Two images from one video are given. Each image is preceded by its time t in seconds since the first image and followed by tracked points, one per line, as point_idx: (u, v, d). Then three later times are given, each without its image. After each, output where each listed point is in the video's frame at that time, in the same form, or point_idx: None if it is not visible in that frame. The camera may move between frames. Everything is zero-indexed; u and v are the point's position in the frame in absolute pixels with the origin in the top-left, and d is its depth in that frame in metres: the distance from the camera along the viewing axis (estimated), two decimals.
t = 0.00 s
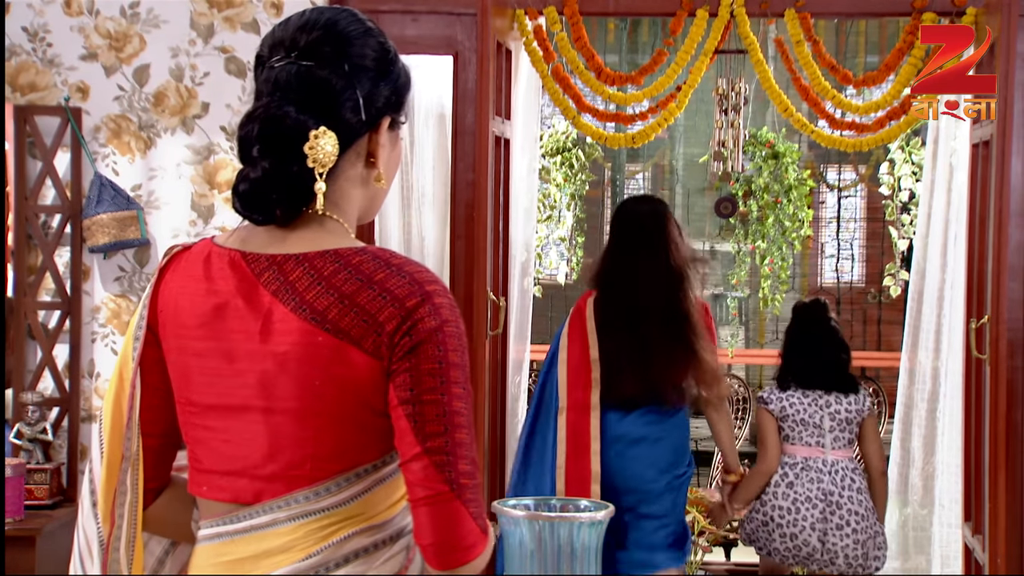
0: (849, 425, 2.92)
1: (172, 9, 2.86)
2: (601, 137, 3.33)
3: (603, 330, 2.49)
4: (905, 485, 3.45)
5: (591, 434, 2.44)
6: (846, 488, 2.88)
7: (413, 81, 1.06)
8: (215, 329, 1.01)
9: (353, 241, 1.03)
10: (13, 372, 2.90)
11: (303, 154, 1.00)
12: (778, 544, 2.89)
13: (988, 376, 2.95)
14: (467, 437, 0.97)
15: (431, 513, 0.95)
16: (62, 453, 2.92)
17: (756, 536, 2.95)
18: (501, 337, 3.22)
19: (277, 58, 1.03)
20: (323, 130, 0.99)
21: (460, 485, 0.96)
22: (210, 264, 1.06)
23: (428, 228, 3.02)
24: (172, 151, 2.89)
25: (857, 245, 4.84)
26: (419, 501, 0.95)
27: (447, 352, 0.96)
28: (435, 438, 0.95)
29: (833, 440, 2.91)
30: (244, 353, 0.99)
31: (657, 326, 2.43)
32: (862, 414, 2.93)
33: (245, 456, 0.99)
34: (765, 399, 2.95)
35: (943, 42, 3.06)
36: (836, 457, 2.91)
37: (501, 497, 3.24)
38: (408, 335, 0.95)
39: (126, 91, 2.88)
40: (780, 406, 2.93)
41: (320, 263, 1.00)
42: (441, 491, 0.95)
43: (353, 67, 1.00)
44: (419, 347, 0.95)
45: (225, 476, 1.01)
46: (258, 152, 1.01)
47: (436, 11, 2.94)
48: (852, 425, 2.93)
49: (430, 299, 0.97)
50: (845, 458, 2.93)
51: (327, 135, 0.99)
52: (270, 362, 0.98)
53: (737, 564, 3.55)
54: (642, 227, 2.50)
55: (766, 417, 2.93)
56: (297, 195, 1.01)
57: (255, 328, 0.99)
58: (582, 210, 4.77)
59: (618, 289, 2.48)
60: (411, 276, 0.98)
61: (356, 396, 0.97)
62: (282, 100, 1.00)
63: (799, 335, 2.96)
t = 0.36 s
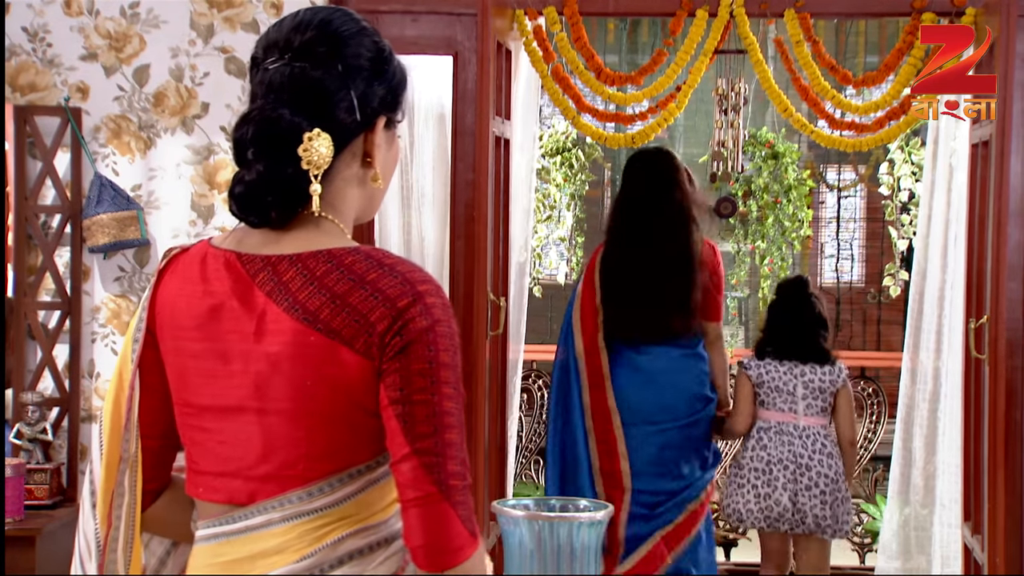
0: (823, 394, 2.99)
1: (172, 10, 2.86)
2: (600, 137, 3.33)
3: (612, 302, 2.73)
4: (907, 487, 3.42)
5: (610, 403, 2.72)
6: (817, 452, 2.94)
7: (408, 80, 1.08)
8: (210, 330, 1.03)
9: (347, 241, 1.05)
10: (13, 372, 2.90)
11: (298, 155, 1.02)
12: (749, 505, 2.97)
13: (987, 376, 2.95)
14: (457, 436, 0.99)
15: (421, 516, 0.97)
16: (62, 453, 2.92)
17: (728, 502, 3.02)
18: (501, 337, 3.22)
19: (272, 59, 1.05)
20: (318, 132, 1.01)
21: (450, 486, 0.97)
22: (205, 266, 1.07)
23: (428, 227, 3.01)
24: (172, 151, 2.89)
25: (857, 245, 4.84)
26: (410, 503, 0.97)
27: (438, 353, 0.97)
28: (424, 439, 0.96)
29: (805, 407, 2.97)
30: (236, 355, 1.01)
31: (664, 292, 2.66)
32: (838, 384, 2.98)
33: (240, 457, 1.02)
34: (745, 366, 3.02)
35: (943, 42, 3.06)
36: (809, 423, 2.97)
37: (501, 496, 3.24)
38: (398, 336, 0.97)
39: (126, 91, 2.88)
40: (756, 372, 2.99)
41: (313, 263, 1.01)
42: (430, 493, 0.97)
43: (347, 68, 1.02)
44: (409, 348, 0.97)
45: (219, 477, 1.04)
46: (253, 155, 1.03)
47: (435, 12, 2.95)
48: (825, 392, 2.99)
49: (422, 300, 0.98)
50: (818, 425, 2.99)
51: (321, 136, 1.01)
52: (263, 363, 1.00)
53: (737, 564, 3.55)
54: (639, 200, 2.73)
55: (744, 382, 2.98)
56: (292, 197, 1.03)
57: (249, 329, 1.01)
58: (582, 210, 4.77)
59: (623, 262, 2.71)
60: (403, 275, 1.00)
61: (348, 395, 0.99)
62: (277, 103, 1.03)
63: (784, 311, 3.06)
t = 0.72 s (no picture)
0: (834, 381, 2.87)
1: (172, 10, 2.87)
2: (600, 137, 3.33)
3: (648, 311, 2.74)
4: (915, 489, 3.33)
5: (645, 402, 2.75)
6: (823, 435, 2.85)
7: (399, 81, 1.10)
8: (203, 327, 1.06)
9: (340, 240, 1.08)
10: (13, 372, 2.90)
11: (288, 155, 1.04)
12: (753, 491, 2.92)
13: (986, 375, 2.96)
14: (455, 441, 1.03)
15: (416, 521, 1.01)
16: (62, 453, 2.92)
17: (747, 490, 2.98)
18: (501, 336, 3.22)
19: (263, 59, 1.07)
20: (309, 130, 1.04)
21: (447, 491, 1.02)
22: (198, 264, 1.10)
23: (428, 228, 3.02)
24: (172, 151, 2.89)
25: (857, 245, 4.83)
26: (404, 508, 1.01)
27: (435, 358, 1.01)
28: (423, 445, 1.00)
29: (813, 393, 2.87)
30: (228, 350, 1.04)
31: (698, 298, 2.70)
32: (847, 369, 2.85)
33: (233, 453, 1.05)
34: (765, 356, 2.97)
35: (943, 42, 3.07)
36: (818, 409, 2.88)
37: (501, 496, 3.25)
38: (393, 338, 1.00)
39: (126, 91, 2.88)
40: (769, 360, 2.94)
41: (306, 260, 1.04)
42: (426, 499, 1.01)
43: (336, 69, 1.04)
44: (406, 352, 1.00)
45: (212, 475, 1.07)
46: (244, 153, 1.05)
47: (435, 12, 2.94)
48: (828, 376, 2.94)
49: (419, 304, 1.01)
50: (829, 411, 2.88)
51: (311, 136, 1.04)
52: (257, 360, 1.02)
53: (738, 563, 3.55)
54: (672, 210, 2.76)
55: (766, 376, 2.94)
56: (284, 195, 1.06)
57: (241, 325, 1.04)
58: (582, 210, 4.75)
59: (657, 270, 2.74)
60: (397, 276, 1.03)
61: (344, 395, 1.02)
62: (268, 101, 1.05)
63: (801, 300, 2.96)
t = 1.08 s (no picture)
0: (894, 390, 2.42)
1: (172, 10, 2.87)
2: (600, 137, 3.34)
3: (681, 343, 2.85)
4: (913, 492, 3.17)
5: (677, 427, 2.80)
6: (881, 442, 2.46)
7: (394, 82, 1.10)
8: (197, 322, 1.05)
9: (332, 236, 1.07)
10: (13, 372, 2.90)
11: (279, 153, 1.04)
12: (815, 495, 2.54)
13: (987, 375, 2.98)
14: (433, 432, 1.00)
15: (394, 511, 0.98)
16: (61, 454, 2.91)
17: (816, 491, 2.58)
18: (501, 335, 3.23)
19: (257, 57, 1.07)
20: (301, 129, 1.03)
21: (417, 479, 0.98)
22: (192, 260, 1.09)
23: (428, 228, 3.00)
24: (172, 151, 2.89)
25: (856, 245, 4.79)
26: (383, 497, 0.98)
27: (417, 347, 0.98)
28: (395, 431, 0.98)
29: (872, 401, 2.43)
30: (221, 346, 1.03)
31: (729, 335, 2.81)
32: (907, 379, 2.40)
33: (223, 450, 1.05)
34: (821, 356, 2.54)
35: (942, 43, 3.07)
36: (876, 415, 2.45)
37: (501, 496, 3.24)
38: (379, 328, 0.99)
39: (126, 92, 2.88)
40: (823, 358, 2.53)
41: (298, 257, 1.04)
42: (401, 486, 0.97)
43: (328, 69, 1.04)
44: (389, 340, 0.98)
45: (207, 471, 1.07)
46: (236, 152, 1.05)
47: (435, 12, 2.95)
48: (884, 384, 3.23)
49: (408, 295, 1.00)
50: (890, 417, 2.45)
51: (303, 135, 1.03)
52: (248, 355, 1.02)
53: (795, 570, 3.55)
54: (704, 246, 2.87)
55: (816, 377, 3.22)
56: (275, 191, 1.06)
57: (234, 321, 1.03)
58: (582, 210, 4.78)
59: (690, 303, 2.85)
60: (388, 270, 1.01)
61: (332, 388, 1.01)
62: (260, 100, 1.05)
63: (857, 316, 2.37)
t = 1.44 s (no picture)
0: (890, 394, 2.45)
1: (173, 10, 2.87)
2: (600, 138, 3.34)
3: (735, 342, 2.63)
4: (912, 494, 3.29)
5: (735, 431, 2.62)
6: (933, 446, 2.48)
7: (386, 81, 1.08)
8: (184, 324, 1.06)
9: (318, 238, 1.07)
10: (14, 372, 2.90)
11: (265, 155, 1.04)
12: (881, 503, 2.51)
13: (986, 375, 2.99)
14: (427, 436, 1.01)
15: (385, 517, 1.00)
16: (62, 453, 2.91)
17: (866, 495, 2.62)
18: (501, 335, 3.22)
19: (247, 58, 1.07)
20: (284, 132, 1.03)
21: (417, 487, 1.01)
22: (181, 262, 1.10)
23: (428, 228, 3.02)
24: (172, 152, 2.89)
25: (856, 245, 4.82)
26: (376, 504, 1.00)
27: (406, 354, 0.99)
28: (393, 441, 0.99)
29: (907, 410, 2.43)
30: (203, 348, 1.05)
31: (775, 334, 2.56)
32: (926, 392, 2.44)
33: (210, 450, 1.05)
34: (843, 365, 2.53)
35: (943, 43, 3.08)
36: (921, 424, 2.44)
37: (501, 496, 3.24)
38: (366, 334, 0.99)
39: (127, 92, 2.88)
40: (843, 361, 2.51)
41: (284, 259, 1.04)
42: (396, 494, 1.00)
43: (314, 70, 1.04)
44: (379, 348, 0.99)
45: (194, 471, 1.08)
46: (221, 153, 1.06)
47: (435, 12, 2.95)
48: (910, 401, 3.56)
49: (395, 299, 1.00)
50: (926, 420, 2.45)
51: (288, 137, 1.03)
52: (234, 356, 1.03)
53: None
54: (773, 236, 2.59)
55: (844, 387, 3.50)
56: (260, 195, 1.06)
57: (220, 323, 1.04)
58: (582, 210, 4.78)
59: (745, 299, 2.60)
60: (371, 271, 1.02)
61: (317, 389, 1.02)
62: (248, 102, 1.06)
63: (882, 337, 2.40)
